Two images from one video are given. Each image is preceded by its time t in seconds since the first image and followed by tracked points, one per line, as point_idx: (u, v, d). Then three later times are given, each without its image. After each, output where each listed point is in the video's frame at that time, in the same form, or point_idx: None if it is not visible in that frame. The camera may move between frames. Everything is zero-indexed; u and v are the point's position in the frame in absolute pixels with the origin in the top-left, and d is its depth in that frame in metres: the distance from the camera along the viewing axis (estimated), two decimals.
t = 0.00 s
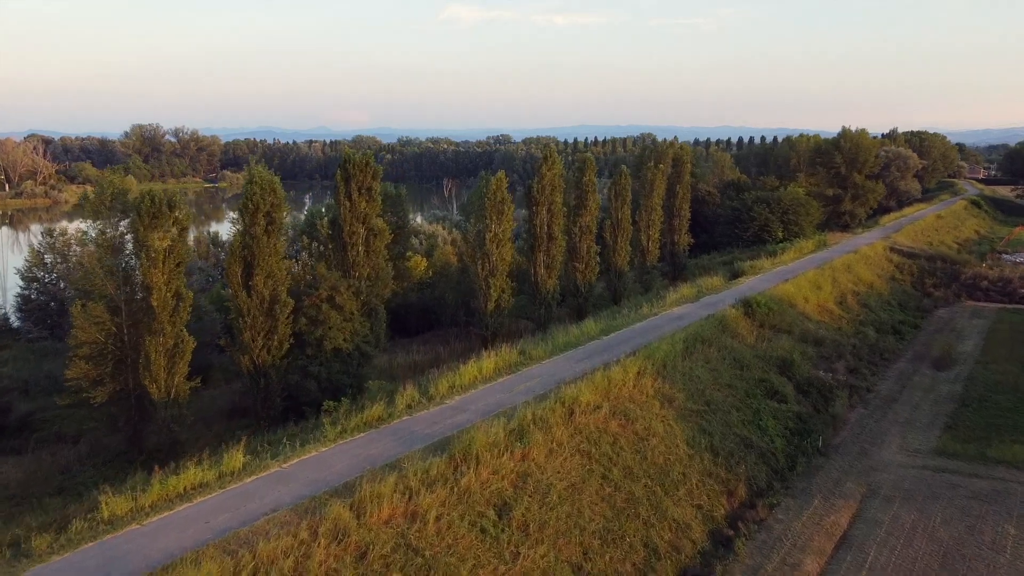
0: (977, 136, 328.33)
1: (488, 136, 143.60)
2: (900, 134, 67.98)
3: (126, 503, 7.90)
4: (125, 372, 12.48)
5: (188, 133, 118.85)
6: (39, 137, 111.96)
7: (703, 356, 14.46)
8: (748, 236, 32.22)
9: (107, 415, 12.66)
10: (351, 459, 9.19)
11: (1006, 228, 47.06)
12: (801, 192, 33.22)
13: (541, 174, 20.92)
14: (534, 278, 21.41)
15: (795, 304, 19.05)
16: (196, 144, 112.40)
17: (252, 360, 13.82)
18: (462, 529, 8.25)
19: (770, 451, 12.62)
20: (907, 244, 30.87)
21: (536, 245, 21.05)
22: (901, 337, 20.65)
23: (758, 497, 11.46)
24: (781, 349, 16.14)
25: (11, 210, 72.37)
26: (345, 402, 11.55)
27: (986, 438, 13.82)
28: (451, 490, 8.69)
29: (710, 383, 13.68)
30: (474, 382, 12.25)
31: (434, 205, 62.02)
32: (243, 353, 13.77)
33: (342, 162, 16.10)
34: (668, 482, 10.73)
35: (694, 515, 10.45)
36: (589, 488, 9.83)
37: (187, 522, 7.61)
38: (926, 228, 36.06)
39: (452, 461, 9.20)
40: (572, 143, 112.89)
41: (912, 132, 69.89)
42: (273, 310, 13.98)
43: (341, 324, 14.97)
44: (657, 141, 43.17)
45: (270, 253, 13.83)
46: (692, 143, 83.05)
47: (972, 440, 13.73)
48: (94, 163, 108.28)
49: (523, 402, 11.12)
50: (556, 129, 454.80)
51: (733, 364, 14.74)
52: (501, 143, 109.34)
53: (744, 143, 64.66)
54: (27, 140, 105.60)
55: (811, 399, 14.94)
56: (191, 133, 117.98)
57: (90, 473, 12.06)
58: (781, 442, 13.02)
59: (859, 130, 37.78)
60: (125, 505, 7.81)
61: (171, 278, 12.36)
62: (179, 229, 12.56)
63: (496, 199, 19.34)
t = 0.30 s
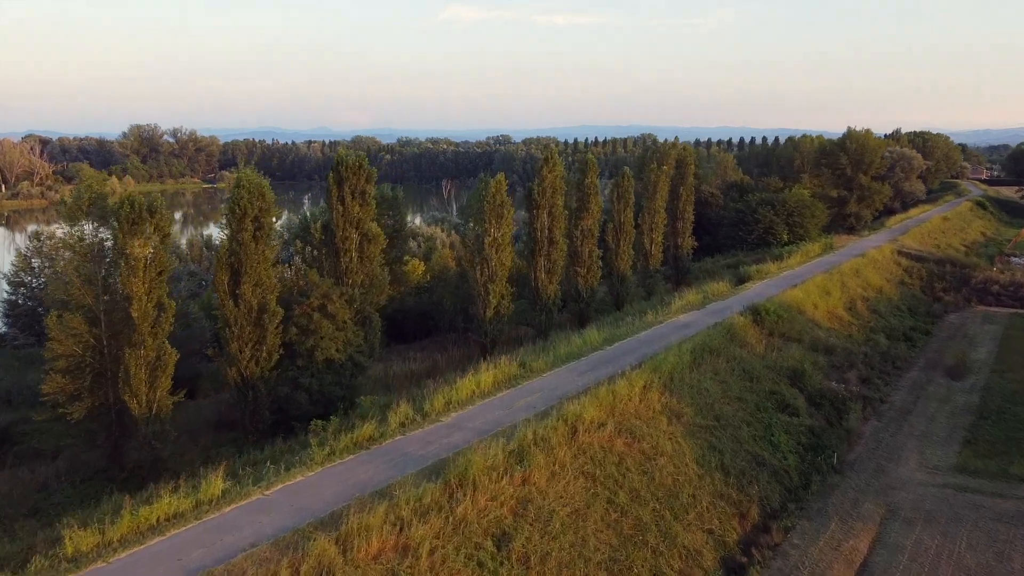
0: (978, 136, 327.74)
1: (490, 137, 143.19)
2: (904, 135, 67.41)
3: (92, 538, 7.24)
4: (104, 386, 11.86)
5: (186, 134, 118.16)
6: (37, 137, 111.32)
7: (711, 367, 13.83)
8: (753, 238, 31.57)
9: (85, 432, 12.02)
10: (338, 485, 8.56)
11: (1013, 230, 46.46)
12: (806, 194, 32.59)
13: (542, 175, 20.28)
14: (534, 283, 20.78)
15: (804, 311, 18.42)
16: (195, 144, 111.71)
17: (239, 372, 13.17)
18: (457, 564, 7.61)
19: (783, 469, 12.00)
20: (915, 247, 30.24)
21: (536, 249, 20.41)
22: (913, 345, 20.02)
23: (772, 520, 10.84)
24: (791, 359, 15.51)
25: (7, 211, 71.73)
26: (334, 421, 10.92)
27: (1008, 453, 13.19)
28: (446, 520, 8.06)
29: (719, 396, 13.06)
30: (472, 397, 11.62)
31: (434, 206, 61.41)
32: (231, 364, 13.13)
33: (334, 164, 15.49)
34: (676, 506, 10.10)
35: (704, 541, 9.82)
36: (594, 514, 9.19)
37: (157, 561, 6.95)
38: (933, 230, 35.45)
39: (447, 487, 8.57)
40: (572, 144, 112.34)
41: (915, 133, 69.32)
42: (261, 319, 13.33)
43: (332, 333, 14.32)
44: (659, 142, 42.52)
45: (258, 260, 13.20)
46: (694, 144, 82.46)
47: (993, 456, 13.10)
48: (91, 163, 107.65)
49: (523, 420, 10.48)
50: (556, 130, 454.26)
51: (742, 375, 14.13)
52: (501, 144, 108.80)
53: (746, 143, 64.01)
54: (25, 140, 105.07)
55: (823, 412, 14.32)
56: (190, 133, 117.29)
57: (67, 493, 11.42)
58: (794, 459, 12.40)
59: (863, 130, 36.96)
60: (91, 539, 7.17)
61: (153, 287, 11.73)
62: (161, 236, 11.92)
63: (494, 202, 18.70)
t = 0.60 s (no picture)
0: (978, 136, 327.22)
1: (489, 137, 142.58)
2: (906, 135, 66.87)
3: (57, 569, 6.67)
4: (84, 399, 11.32)
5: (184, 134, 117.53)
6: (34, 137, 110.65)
7: (719, 377, 13.29)
8: (757, 240, 31.03)
9: (64, 445, 11.46)
10: (326, 508, 8.01)
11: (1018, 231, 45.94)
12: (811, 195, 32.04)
13: (542, 177, 19.69)
14: (534, 287, 20.25)
15: (812, 316, 17.88)
16: (193, 144, 111.11)
17: (227, 382, 12.62)
18: None
19: (795, 485, 11.45)
20: (922, 249, 29.72)
21: (537, 252, 19.86)
22: (923, 351, 19.48)
23: (785, 540, 10.28)
24: (800, 368, 14.97)
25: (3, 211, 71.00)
26: (324, 436, 10.37)
27: None
28: (440, 547, 7.50)
29: (728, 408, 12.52)
30: (469, 411, 11.07)
31: (433, 207, 60.83)
32: (218, 374, 12.58)
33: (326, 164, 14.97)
34: (685, 527, 9.54)
35: (715, 564, 9.27)
36: (598, 537, 8.64)
37: None
38: (939, 232, 34.92)
39: (442, 510, 8.02)
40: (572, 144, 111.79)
41: (918, 133, 68.79)
42: (249, 327, 12.78)
43: (324, 341, 13.78)
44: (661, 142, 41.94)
45: (246, 265, 12.65)
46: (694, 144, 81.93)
47: (1013, 471, 12.57)
48: (89, 163, 106.97)
49: (523, 436, 9.94)
50: (556, 129, 453.62)
51: (751, 385, 13.59)
52: (500, 144, 108.27)
53: (747, 143, 63.39)
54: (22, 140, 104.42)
55: (834, 423, 13.78)
56: (188, 133, 116.65)
57: (44, 510, 10.87)
58: (806, 473, 11.85)
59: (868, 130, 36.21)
60: (54, 571, 6.57)
61: (135, 294, 11.19)
62: (143, 240, 11.35)
63: (493, 204, 18.16)
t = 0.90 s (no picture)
0: (979, 136, 326.84)
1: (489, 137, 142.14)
2: (908, 135, 66.44)
3: None
4: (64, 409, 10.88)
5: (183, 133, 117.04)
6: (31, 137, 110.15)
7: (725, 385, 12.85)
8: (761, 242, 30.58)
9: (43, 457, 10.99)
10: (314, 530, 7.56)
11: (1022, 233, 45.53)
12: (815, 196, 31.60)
13: (543, 177, 19.24)
14: (534, 290, 19.81)
15: (819, 321, 17.43)
16: (191, 144, 110.63)
17: (216, 391, 12.15)
18: None
19: (806, 498, 11.00)
20: (927, 250, 29.28)
21: (537, 254, 19.41)
22: (932, 356, 19.02)
23: (796, 558, 9.83)
24: (809, 375, 14.52)
25: None
26: (314, 450, 9.91)
27: None
28: (435, 572, 7.04)
29: (735, 417, 12.07)
30: (466, 422, 10.61)
31: (433, 207, 60.30)
32: (206, 383, 12.12)
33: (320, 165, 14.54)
34: (692, 545, 9.09)
35: None
36: (602, 558, 8.19)
37: None
38: (944, 233, 34.49)
39: (437, 532, 7.57)
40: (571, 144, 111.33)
41: (919, 133, 68.35)
42: (239, 334, 12.32)
43: (316, 347, 13.32)
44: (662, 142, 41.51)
45: (235, 269, 12.19)
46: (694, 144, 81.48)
47: None
48: (86, 163, 106.43)
49: (522, 450, 9.48)
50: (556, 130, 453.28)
51: (758, 393, 13.15)
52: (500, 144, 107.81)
53: (749, 143, 62.96)
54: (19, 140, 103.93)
55: (844, 432, 13.33)
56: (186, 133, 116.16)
57: (22, 525, 10.41)
58: (816, 486, 11.40)
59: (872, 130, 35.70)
60: None
61: (118, 300, 10.75)
62: (126, 244, 10.93)
63: (492, 206, 17.72)
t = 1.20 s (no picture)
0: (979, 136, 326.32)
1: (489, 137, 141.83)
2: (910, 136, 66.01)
3: None
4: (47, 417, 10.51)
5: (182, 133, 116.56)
6: (30, 137, 109.67)
7: (730, 391, 12.49)
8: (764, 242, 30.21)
9: (26, 466, 10.61)
10: (302, 549, 7.19)
11: None
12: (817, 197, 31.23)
13: (542, 177, 18.88)
14: (534, 293, 19.44)
15: (824, 324, 17.07)
16: (190, 144, 110.17)
17: (205, 398, 11.78)
18: None
19: (815, 510, 10.64)
20: (931, 251, 28.90)
21: (536, 256, 19.05)
22: (940, 360, 18.66)
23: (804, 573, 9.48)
24: (815, 380, 14.15)
25: None
26: (306, 460, 9.54)
27: None
28: None
29: (740, 425, 11.72)
30: (463, 432, 10.23)
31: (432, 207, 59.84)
32: (195, 389, 11.75)
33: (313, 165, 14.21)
34: (697, 561, 8.73)
35: None
36: None
37: None
38: (948, 234, 34.11)
39: (432, 550, 7.20)
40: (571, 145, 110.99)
41: (922, 134, 67.92)
42: (229, 339, 11.96)
43: (309, 352, 12.97)
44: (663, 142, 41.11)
45: (226, 272, 11.83)
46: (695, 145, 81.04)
47: None
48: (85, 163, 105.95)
49: (521, 462, 9.10)
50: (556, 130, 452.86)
51: (763, 399, 12.79)
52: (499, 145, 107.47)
53: (750, 143, 62.55)
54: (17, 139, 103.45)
55: (852, 440, 12.97)
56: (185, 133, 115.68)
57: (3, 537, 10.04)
58: (825, 497, 11.04)
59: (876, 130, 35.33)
60: None
61: (102, 304, 10.39)
62: (112, 246, 10.58)
63: (490, 206, 17.34)
